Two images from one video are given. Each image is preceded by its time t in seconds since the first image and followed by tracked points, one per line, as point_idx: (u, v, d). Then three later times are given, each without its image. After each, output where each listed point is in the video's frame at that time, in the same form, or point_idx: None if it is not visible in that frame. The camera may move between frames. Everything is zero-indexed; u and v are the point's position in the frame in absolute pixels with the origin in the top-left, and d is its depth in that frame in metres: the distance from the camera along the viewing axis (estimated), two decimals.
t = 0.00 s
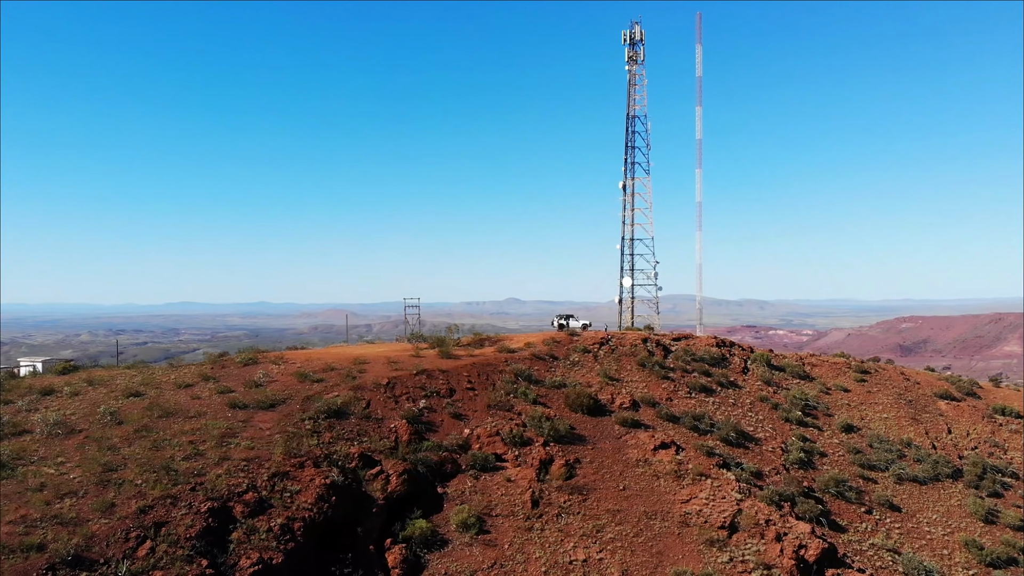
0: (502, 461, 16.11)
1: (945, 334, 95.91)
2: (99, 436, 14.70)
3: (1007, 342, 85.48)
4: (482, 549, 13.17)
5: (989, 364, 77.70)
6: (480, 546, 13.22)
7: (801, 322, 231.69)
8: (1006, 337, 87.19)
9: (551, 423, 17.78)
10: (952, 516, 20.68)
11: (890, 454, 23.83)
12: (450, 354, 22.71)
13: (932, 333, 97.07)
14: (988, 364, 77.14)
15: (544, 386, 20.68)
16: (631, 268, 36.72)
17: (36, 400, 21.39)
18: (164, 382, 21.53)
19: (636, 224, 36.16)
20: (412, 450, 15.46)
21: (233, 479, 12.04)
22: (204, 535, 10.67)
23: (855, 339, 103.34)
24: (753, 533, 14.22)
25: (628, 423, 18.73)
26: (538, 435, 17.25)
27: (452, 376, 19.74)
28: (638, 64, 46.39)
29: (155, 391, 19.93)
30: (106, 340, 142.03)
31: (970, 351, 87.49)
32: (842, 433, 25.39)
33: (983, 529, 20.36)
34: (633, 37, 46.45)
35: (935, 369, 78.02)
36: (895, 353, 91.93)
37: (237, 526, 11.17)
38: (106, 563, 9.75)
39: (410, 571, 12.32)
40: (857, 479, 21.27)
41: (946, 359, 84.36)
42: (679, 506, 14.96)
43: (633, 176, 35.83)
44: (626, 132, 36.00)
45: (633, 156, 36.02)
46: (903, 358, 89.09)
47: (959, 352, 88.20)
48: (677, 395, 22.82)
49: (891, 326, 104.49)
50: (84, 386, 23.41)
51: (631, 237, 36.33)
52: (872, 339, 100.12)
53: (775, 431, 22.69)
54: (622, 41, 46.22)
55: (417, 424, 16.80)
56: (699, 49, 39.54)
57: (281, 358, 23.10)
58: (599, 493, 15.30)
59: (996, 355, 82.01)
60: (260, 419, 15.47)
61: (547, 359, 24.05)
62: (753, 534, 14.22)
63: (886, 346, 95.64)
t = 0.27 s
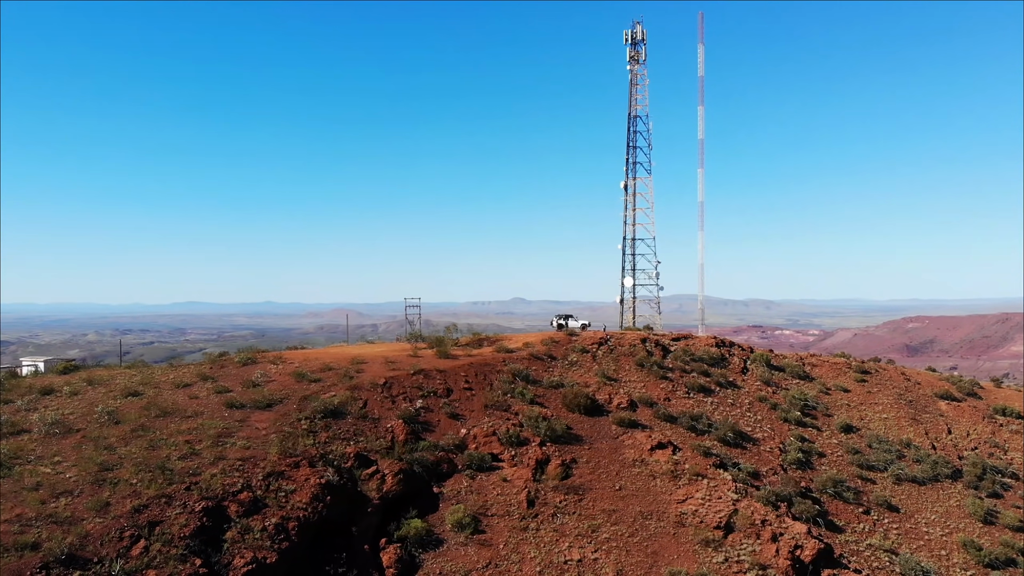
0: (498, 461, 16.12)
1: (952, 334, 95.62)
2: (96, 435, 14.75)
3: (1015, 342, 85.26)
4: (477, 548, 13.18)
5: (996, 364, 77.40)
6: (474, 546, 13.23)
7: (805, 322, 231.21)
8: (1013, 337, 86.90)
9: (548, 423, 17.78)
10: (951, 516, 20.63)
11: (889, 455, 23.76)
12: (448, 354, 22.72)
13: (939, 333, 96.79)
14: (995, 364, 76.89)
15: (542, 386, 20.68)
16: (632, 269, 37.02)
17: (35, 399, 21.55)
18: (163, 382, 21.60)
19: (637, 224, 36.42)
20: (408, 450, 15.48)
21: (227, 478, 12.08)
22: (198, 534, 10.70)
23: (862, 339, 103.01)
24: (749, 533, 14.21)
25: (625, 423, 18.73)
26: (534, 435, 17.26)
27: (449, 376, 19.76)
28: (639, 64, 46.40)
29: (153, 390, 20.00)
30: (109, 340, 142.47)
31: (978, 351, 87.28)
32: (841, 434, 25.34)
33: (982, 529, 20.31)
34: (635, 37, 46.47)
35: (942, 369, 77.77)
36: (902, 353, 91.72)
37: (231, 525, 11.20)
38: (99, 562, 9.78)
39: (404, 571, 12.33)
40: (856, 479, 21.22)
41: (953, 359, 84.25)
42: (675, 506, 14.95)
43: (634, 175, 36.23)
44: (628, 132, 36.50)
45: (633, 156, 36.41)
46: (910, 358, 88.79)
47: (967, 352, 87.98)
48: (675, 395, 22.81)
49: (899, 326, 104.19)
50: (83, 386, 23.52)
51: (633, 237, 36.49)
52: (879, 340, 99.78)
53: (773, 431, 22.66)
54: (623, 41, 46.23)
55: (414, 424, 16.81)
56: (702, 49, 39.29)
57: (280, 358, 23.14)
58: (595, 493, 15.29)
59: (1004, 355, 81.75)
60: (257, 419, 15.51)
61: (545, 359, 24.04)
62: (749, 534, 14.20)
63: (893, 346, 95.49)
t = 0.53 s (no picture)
0: (495, 461, 16.11)
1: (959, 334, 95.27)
2: (94, 435, 14.81)
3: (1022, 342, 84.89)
4: (472, 548, 13.19)
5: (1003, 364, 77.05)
6: (470, 545, 13.23)
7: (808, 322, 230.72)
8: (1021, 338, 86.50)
9: (545, 423, 17.78)
10: (949, 517, 20.57)
11: (888, 455, 23.70)
12: (446, 353, 22.72)
13: (946, 333, 96.46)
14: (1002, 364, 76.59)
15: (539, 386, 20.67)
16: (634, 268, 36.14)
17: (34, 399, 21.61)
18: (161, 381, 21.67)
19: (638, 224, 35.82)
20: (404, 449, 15.49)
21: (223, 478, 12.11)
22: (193, 533, 10.73)
23: (869, 339, 102.64)
24: (745, 533, 14.19)
25: (622, 423, 18.72)
26: (531, 435, 17.26)
27: (447, 375, 19.76)
28: (640, 63, 46.38)
29: (151, 390, 20.07)
30: (112, 339, 143.00)
31: (985, 351, 86.92)
32: (840, 434, 25.27)
33: (981, 530, 20.26)
34: (636, 37, 46.47)
35: (949, 369, 77.49)
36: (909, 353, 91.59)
37: (226, 524, 11.23)
38: (93, 561, 9.83)
39: (399, 570, 12.34)
40: (854, 479, 21.17)
41: (961, 359, 84.14)
42: (671, 506, 14.94)
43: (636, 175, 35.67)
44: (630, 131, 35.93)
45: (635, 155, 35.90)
46: (917, 359, 88.68)
47: (974, 352, 87.67)
48: (673, 395, 22.78)
49: (906, 326, 103.86)
50: (82, 386, 23.61)
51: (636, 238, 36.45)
52: (887, 340, 99.40)
53: (771, 431, 22.61)
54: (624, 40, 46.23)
55: (410, 424, 16.82)
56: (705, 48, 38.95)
57: (279, 358, 23.18)
58: (591, 493, 15.29)
59: (1011, 355, 81.41)
60: (254, 419, 15.53)
61: (543, 359, 24.02)
62: (744, 534, 14.20)
63: (900, 346, 95.22)
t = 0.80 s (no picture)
0: (491, 461, 16.12)
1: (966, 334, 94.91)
2: (91, 434, 14.86)
3: None
4: (467, 548, 13.20)
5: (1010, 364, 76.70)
6: (465, 545, 13.25)
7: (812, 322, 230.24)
8: None
9: (542, 423, 17.77)
10: (948, 518, 20.52)
11: (887, 455, 23.64)
12: (444, 353, 22.73)
13: (954, 333, 96.09)
14: (1010, 364, 76.31)
15: (537, 386, 20.67)
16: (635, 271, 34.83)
17: (34, 398, 21.70)
18: (160, 381, 21.74)
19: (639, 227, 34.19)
20: (400, 449, 15.50)
21: (218, 477, 12.14)
22: (187, 532, 10.77)
23: (876, 339, 102.65)
24: (740, 533, 14.18)
25: (619, 422, 18.70)
26: (528, 435, 17.26)
27: (444, 375, 19.77)
28: (641, 63, 46.32)
29: (150, 390, 20.14)
30: (116, 339, 143.54)
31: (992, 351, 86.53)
32: (839, 434, 25.20)
33: (980, 530, 20.21)
34: (637, 37, 46.43)
35: (956, 369, 77.25)
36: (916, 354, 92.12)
37: (220, 524, 11.26)
38: (87, 560, 9.87)
39: (394, 570, 12.36)
40: (852, 480, 21.12)
41: (968, 359, 84.08)
42: (667, 506, 14.93)
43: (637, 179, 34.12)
44: (631, 132, 34.38)
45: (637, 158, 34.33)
46: (924, 358, 88.98)
47: (981, 352, 87.33)
48: (671, 395, 22.75)
49: (913, 326, 103.57)
50: (82, 385, 23.71)
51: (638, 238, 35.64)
52: (894, 339, 99.56)
53: (769, 431, 22.57)
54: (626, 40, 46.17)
55: (407, 424, 16.82)
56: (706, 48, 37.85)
57: (277, 358, 23.22)
58: (587, 493, 15.28)
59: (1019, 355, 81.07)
60: (250, 418, 15.56)
61: (542, 359, 24.01)
62: (740, 534, 14.18)
63: (908, 346, 95.52)
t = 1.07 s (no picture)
0: (487, 460, 16.12)
1: (973, 334, 94.50)
2: (88, 434, 14.92)
3: None
4: (462, 547, 13.20)
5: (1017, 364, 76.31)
6: (460, 544, 13.26)
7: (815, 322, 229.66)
8: None
9: (539, 422, 17.77)
10: (947, 518, 20.46)
11: (886, 456, 23.58)
12: (442, 353, 22.72)
13: (961, 334, 95.67)
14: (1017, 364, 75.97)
15: (535, 386, 20.67)
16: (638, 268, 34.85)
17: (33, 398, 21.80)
18: (159, 381, 21.82)
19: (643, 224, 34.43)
20: (397, 449, 15.52)
21: (213, 477, 12.18)
22: (181, 531, 10.80)
23: (883, 339, 102.73)
24: (736, 533, 14.17)
25: (616, 422, 18.70)
26: (525, 435, 17.26)
27: (441, 375, 19.78)
28: (643, 63, 46.30)
29: (149, 389, 20.22)
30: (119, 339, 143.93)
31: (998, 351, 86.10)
32: (838, 434, 25.15)
33: (979, 531, 20.15)
34: (639, 36, 46.40)
35: (963, 369, 76.99)
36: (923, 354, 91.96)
37: (215, 523, 11.29)
38: (81, 559, 9.91)
39: (389, 570, 12.37)
40: (851, 480, 21.08)
41: (975, 359, 83.77)
42: (663, 506, 14.93)
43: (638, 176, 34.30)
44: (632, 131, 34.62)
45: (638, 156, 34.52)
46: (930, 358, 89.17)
47: (988, 352, 86.94)
48: (669, 395, 22.73)
49: (919, 326, 103.23)
50: (82, 385, 23.80)
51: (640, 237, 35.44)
52: (901, 339, 99.69)
53: (768, 431, 22.53)
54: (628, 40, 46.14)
55: (404, 423, 16.84)
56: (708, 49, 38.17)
57: (276, 357, 23.27)
58: (583, 493, 15.28)
59: None
60: (247, 418, 15.59)
61: (540, 359, 24.00)
62: (736, 534, 14.17)
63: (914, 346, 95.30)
